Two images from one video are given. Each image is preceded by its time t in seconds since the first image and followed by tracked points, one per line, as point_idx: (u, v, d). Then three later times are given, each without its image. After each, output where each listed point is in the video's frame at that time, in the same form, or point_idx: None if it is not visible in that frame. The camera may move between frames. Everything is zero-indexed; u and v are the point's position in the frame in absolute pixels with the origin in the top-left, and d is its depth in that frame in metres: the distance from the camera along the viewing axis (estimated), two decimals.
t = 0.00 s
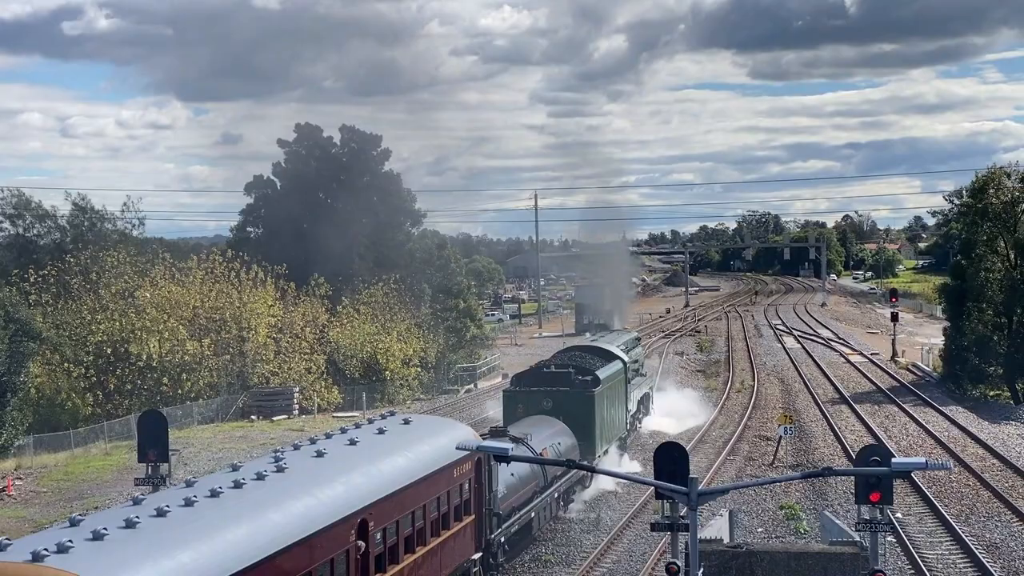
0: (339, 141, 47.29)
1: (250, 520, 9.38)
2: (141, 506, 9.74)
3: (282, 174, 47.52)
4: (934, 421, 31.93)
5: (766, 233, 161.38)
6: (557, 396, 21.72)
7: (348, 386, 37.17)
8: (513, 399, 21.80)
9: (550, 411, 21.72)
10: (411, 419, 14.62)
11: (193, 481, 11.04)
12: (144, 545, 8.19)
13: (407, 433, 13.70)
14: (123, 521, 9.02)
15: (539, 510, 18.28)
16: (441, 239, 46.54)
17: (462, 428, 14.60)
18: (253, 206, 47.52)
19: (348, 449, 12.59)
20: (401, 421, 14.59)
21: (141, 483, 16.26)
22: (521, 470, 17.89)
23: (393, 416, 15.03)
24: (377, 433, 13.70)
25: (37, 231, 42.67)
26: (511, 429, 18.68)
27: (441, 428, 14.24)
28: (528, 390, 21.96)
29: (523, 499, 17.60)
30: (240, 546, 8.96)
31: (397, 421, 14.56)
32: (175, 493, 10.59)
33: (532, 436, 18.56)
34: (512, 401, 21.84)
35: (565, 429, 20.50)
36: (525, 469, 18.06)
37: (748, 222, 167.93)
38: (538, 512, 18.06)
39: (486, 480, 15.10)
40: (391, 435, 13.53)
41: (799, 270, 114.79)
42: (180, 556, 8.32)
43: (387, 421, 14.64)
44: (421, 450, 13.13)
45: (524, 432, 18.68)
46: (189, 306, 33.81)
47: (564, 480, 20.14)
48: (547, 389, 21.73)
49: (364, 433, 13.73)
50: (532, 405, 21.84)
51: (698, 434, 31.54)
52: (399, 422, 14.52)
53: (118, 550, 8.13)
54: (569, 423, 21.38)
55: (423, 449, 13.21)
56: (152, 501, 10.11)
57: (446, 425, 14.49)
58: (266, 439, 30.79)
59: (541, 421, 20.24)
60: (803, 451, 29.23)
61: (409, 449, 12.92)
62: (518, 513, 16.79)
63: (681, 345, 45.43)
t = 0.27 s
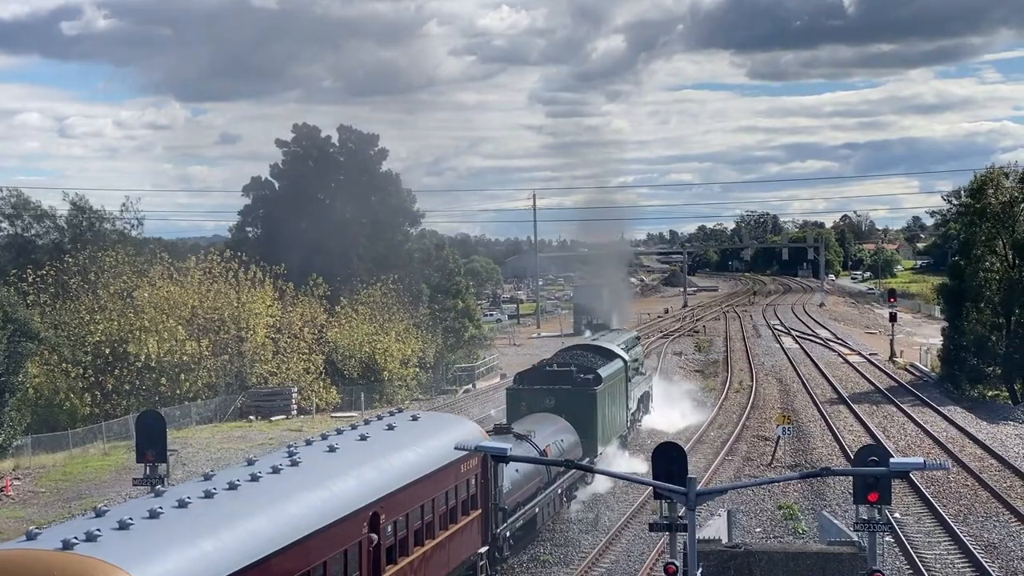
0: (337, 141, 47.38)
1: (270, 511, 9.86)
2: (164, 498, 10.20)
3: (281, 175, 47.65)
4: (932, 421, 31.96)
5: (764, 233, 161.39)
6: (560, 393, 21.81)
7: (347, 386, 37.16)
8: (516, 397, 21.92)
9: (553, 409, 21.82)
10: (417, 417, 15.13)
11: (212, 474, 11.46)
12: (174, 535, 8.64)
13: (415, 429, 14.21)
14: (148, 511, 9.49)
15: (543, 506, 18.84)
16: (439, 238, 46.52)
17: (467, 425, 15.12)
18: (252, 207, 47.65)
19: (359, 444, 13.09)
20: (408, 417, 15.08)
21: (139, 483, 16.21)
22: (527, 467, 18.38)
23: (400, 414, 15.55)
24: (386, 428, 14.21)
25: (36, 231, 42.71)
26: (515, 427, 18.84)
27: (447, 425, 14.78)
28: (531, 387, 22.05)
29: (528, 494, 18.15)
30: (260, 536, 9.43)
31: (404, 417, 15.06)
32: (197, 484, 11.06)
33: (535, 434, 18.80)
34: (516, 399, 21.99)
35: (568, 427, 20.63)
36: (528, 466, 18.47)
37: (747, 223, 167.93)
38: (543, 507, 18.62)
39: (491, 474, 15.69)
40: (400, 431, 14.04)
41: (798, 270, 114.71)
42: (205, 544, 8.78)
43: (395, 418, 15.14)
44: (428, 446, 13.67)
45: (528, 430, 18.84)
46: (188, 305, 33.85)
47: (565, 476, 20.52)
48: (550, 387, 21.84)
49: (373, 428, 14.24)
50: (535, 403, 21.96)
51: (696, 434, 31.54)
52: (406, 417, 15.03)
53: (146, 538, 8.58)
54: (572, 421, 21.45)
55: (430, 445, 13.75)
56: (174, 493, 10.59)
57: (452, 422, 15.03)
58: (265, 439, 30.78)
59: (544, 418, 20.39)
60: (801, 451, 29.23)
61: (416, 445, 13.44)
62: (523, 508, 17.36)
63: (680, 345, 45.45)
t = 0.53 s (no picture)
0: (336, 142, 47.49)
1: (287, 504, 10.41)
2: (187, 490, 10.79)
3: (280, 175, 47.69)
4: (932, 420, 31.95)
5: (764, 233, 161.31)
6: (564, 392, 21.94)
7: (346, 386, 37.19)
8: (520, 395, 22.06)
9: (556, 406, 21.96)
10: (427, 413, 15.64)
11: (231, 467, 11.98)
12: (194, 526, 9.18)
13: (423, 425, 14.71)
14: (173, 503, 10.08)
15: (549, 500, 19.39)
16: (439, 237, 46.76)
17: (475, 422, 15.62)
18: (251, 208, 47.64)
19: (371, 439, 13.62)
20: (418, 414, 15.58)
21: (139, 482, 16.19)
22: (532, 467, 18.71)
23: (410, 410, 16.03)
24: (397, 424, 14.75)
25: (35, 231, 42.73)
26: (520, 423, 19.02)
27: (456, 421, 15.31)
28: (535, 385, 22.17)
29: (533, 490, 18.75)
30: (278, 529, 10.00)
31: (414, 414, 15.57)
32: (215, 476, 11.59)
33: (540, 430, 19.02)
34: (519, 397, 22.13)
35: (572, 424, 20.76)
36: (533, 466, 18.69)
37: (746, 223, 167.91)
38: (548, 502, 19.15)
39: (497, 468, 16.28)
40: (410, 426, 14.57)
41: (797, 270, 114.64)
42: (225, 535, 9.34)
43: (405, 414, 15.67)
44: (437, 441, 14.22)
45: (532, 427, 19.01)
46: (187, 304, 33.93)
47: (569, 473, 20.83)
48: (554, 385, 21.99)
49: (385, 423, 14.76)
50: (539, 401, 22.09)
51: (696, 434, 31.52)
52: (416, 414, 15.53)
53: (170, 529, 9.14)
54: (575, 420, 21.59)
55: (439, 440, 14.29)
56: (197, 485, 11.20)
57: (460, 418, 15.53)
58: (264, 439, 30.76)
59: (548, 415, 20.54)
60: (800, 451, 29.22)
61: (426, 440, 13.96)
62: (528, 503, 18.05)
63: (679, 345, 45.43)
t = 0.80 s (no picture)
0: (335, 141, 47.53)
1: (302, 496, 10.64)
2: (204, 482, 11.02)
3: (280, 175, 47.78)
4: (932, 420, 31.93)
5: (763, 233, 161.34)
6: (567, 389, 22.06)
7: (346, 385, 37.17)
8: (524, 393, 22.26)
9: (560, 404, 22.11)
10: (436, 408, 15.83)
11: (247, 462, 12.21)
12: (215, 518, 9.43)
13: (433, 420, 14.91)
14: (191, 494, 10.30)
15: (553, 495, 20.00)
16: (439, 241, 46.25)
17: (483, 417, 15.83)
18: (250, 207, 47.70)
19: (383, 433, 13.84)
20: (427, 409, 15.78)
21: (139, 483, 16.16)
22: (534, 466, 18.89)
23: (419, 406, 16.24)
24: (407, 420, 14.97)
25: (34, 231, 42.75)
26: (525, 420, 19.30)
27: (464, 417, 15.53)
28: (540, 383, 22.31)
29: (538, 486, 19.33)
30: (294, 519, 10.24)
31: (424, 410, 15.77)
32: (233, 470, 11.83)
33: (544, 427, 19.23)
34: (524, 394, 22.33)
35: (575, 421, 20.88)
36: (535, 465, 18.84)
37: (746, 222, 167.91)
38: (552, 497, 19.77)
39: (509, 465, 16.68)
40: (420, 421, 14.79)
41: (797, 270, 114.62)
42: (245, 526, 9.58)
43: (415, 410, 15.88)
44: (447, 435, 14.44)
45: (536, 424, 19.24)
46: (186, 304, 33.94)
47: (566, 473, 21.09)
48: (558, 382, 22.14)
49: (395, 418, 14.98)
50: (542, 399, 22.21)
51: (696, 434, 31.49)
52: (425, 410, 15.74)
53: (191, 519, 9.39)
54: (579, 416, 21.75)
55: (449, 435, 14.51)
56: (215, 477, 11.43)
57: (468, 413, 15.74)
58: (264, 439, 30.73)
59: (551, 412, 20.71)
60: (800, 451, 29.21)
61: (436, 435, 14.17)
62: (535, 498, 18.94)
63: (679, 345, 45.42)
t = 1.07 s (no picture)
0: (334, 141, 47.55)
1: (319, 488, 10.79)
2: (222, 475, 11.15)
3: (280, 174, 47.91)
4: (932, 420, 31.90)
5: (764, 233, 161.48)
6: (571, 387, 22.11)
7: (346, 385, 37.15)
8: (528, 390, 22.37)
9: (564, 401, 22.17)
10: (445, 405, 16.00)
11: (264, 454, 12.38)
12: (237, 506, 9.59)
13: (442, 417, 15.09)
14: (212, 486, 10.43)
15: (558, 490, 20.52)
16: (439, 240, 46.28)
17: (490, 414, 16.00)
18: (251, 206, 47.83)
19: (394, 428, 14.02)
20: (436, 406, 15.95)
21: (138, 482, 16.16)
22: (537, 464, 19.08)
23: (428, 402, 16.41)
24: (417, 416, 15.15)
25: (35, 230, 42.78)
26: (530, 417, 19.45)
27: (472, 413, 15.70)
28: (545, 380, 22.41)
29: (544, 481, 19.88)
30: (311, 510, 10.37)
31: (432, 406, 15.94)
32: (251, 463, 12.00)
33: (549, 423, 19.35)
34: (528, 391, 22.43)
35: (578, 417, 20.94)
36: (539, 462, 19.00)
37: (746, 222, 167.99)
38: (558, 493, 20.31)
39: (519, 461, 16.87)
40: (430, 417, 14.97)
41: (798, 269, 114.65)
42: (266, 515, 9.74)
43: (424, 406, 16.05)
44: (456, 431, 14.61)
45: (541, 420, 19.38)
46: (186, 303, 33.95)
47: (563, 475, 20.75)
48: (562, 379, 22.24)
49: (405, 414, 15.16)
50: (546, 396, 22.29)
51: (696, 433, 31.44)
52: (434, 407, 15.91)
53: (215, 508, 9.55)
54: (582, 413, 21.79)
55: (458, 430, 14.68)
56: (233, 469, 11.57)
57: (476, 409, 15.91)
58: (264, 438, 30.71)
59: (555, 408, 20.80)
60: (800, 450, 29.18)
61: (445, 430, 14.34)
62: (540, 492, 19.53)
63: (679, 344, 45.41)
